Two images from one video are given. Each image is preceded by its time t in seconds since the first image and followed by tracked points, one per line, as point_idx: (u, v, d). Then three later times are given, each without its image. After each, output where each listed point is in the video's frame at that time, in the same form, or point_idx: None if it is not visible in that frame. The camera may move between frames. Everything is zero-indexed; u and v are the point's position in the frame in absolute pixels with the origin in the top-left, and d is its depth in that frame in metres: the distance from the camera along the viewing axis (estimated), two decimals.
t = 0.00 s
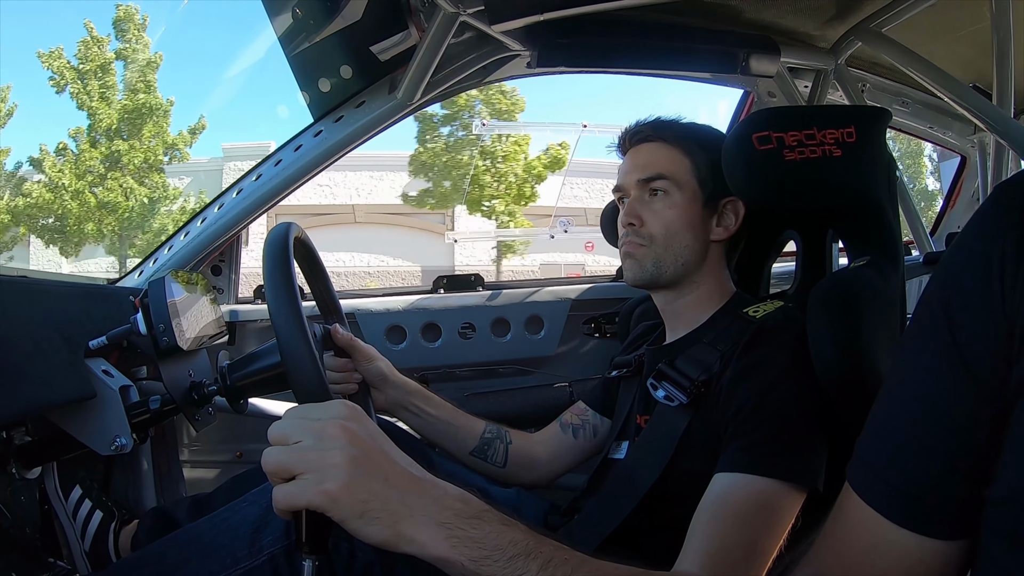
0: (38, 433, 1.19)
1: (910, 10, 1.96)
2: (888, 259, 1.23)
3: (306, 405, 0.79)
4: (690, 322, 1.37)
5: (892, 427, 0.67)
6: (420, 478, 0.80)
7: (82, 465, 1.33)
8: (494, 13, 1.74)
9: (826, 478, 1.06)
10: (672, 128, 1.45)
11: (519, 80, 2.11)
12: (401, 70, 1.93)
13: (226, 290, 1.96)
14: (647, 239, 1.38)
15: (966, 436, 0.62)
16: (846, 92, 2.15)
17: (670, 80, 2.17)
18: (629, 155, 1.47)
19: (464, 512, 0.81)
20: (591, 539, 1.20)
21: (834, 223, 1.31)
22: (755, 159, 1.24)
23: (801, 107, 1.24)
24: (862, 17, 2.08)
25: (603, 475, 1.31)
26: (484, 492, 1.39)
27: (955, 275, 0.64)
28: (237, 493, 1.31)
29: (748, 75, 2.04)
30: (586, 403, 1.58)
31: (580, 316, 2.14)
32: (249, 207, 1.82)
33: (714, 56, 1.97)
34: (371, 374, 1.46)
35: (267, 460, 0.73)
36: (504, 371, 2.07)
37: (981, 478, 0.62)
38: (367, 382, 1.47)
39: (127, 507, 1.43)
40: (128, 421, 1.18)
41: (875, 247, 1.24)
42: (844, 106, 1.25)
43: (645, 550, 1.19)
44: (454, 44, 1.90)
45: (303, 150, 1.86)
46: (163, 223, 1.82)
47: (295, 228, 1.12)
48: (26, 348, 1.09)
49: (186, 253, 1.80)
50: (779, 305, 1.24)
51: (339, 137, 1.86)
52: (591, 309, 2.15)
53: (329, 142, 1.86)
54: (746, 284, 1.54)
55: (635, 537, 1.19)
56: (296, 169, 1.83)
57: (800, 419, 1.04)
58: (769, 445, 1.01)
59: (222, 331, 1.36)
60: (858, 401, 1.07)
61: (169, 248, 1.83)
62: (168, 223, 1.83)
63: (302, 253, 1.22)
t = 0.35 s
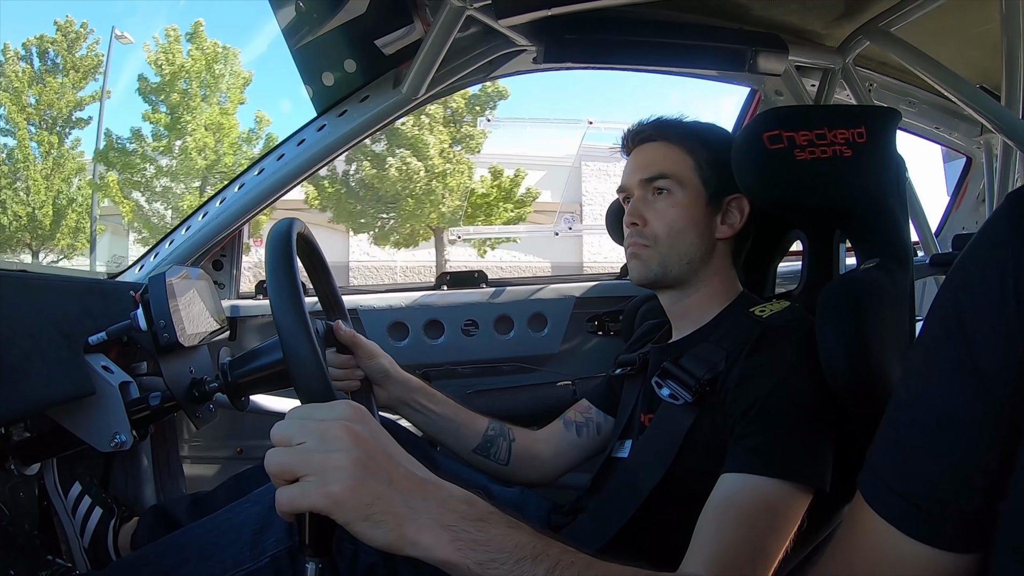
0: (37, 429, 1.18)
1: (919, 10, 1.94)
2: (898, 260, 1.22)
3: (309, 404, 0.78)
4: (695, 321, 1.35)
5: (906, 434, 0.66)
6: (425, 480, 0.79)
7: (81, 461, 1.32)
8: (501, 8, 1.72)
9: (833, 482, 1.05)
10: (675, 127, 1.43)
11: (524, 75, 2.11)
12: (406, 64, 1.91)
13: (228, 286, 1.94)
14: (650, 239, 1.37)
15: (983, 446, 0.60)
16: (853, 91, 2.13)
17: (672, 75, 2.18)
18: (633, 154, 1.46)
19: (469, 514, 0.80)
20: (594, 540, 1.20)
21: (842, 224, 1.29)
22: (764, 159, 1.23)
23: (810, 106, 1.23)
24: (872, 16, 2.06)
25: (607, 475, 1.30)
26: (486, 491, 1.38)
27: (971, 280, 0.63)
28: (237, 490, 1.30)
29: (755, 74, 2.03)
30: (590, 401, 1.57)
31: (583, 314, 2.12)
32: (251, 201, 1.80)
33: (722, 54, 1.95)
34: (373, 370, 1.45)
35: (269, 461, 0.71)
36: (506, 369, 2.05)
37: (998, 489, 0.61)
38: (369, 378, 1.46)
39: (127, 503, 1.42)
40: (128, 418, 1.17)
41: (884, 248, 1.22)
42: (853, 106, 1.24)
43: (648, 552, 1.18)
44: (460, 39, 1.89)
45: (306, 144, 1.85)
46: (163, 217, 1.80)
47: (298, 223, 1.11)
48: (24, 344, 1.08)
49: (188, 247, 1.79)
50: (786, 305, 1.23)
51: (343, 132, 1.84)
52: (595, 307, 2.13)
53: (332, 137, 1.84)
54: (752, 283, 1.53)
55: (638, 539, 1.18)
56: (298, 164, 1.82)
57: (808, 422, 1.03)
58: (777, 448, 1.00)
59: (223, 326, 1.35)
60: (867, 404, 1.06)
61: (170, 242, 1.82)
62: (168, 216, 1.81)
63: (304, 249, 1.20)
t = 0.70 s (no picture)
0: (41, 427, 1.19)
1: (924, 12, 1.94)
2: (899, 264, 1.22)
3: (313, 407, 0.78)
4: (697, 322, 1.36)
5: (904, 445, 0.66)
6: (427, 483, 0.80)
7: (84, 456, 1.33)
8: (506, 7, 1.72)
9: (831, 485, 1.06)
10: (679, 126, 1.43)
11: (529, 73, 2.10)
12: (409, 61, 1.90)
13: (230, 281, 1.95)
14: (652, 239, 1.37)
15: (981, 458, 0.61)
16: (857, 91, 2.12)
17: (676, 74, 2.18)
18: (637, 154, 1.46)
19: (470, 516, 0.81)
20: (592, 540, 1.21)
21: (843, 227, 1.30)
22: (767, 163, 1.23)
23: (814, 110, 1.23)
24: (878, 17, 2.05)
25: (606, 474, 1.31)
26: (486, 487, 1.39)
27: (969, 294, 0.64)
28: (239, 486, 1.31)
29: (760, 73, 2.03)
30: (590, 396, 1.57)
31: (585, 311, 2.13)
32: (254, 198, 1.80)
33: (727, 54, 1.95)
34: (374, 365, 1.47)
35: (272, 464, 0.72)
36: (508, 365, 2.06)
37: (995, 502, 0.61)
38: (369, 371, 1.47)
39: (130, 498, 1.43)
40: (131, 416, 1.16)
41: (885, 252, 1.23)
42: (856, 110, 1.23)
43: (647, 553, 1.19)
44: (464, 37, 1.88)
45: (309, 140, 1.85)
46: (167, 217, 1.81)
47: (300, 223, 1.11)
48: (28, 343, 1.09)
49: (192, 242, 1.79)
50: (787, 307, 1.23)
51: (346, 128, 1.84)
52: (597, 304, 2.14)
53: (335, 134, 1.84)
54: (754, 282, 1.52)
55: (637, 538, 1.19)
56: (301, 160, 1.82)
57: (808, 426, 1.03)
58: (777, 452, 1.00)
59: (225, 324, 1.35)
60: (867, 409, 1.06)
61: (174, 237, 1.82)
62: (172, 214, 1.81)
63: (307, 248, 1.20)
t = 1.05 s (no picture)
0: (46, 412, 1.21)
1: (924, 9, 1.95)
2: (896, 256, 1.24)
3: (318, 387, 0.80)
4: (696, 314, 1.37)
5: (898, 423, 0.68)
6: (430, 463, 0.82)
7: (88, 444, 1.34)
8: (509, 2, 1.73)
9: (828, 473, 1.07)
10: (679, 120, 1.44)
11: (532, 67, 2.12)
12: (414, 55, 1.92)
13: (234, 272, 1.97)
14: (648, 232, 1.40)
15: (974, 435, 0.62)
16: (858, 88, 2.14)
17: (677, 72, 2.19)
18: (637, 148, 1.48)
19: (472, 496, 0.82)
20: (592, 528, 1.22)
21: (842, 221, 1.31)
22: (766, 154, 1.24)
23: (813, 103, 1.24)
24: (877, 14, 2.06)
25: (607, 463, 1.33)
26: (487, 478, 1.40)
27: (962, 274, 0.65)
28: (243, 473, 1.32)
29: (761, 69, 2.05)
30: (591, 390, 1.59)
31: (587, 305, 2.14)
32: (259, 190, 1.82)
33: (729, 49, 1.96)
34: (378, 356, 1.48)
35: (279, 440, 0.74)
36: (510, 358, 2.08)
37: (986, 478, 0.62)
38: (374, 363, 1.48)
39: (133, 485, 1.44)
40: (137, 400, 1.18)
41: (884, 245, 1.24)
42: (855, 103, 1.25)
43: (646, 540, 1.20)
44: (468, 31, 1.89)
45: (314, 133, 1.86)
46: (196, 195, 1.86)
47: (306, 212, 1.12)
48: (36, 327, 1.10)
49: (196, 234, 1.81)
50: (785, 298, 1.25)
51: (351, 122, 1.85)
52: (598, 298, 2.15)
53: (340, 127, 1.85)
54: (755, 276, 1.53)
55: (635, 525, 1.20)
56: (305, 154, 1.83)
57: (805, 413, 1.04)
58: (775, 438, 1.02)
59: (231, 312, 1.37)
60: (864, 397, 1.08)
61: (179, 229, 1.83)
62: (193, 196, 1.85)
63: (312, 238, 1.22)
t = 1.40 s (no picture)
0: (47, 411, 1.22)
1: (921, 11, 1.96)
2: (892, 256, 1.24)
3: (315, 384, 0.81)
4: (690, 315, 1.39)
5: (886, 420, 0.68)
6: (425, 460, 0.83)
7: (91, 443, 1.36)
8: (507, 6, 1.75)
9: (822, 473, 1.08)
10: (680, 118, 1.45)
11: (531, 70, 2.13)
12: (414, 59, 1.94)
13: (237, 274, 1.99)
14: (648, 229, 1.40)
15: (959, 430, 0.63)
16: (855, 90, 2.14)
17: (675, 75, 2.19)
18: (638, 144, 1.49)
19: (467, 493, 0.83)
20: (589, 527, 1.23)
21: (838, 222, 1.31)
22: (762, 155, 1.25)
23: (808, 104, 1.25)
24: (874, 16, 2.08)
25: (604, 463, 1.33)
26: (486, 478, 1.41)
27: (949, 271, 0.66)
28: (243, 472, 1.34)
29: (759, 71, 2.06)
30: (590, 391, 1.59)
31: (587, 307, 2.15)
32: (260, 192, 1.84)
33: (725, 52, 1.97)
34: (378, 356, 1.49)
35: (275, 436, 0.75)
36: (510, 360, 2.09)
37: (971, 473, 0.63)
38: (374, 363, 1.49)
39: (135, 484, 1.46)
40: (138, 398, 1.20)
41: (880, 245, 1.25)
42: (850, 104, 1.26)
43: (643, 540, 1.20)
44: (467, 35, 1.91)
45: (315, 136, 1.88)
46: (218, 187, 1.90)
47: (306, 213, 1.13)
48: (39, 326, 1.12)
49: (197, 235, 1.83)
50: (782, 298, 1.26)
51: (351, 124, 1.87)
52: (598, 300, 2.16)
53: (341, 129, 1.87)
54: (753, 276, 1.54)
55: (632, 524, 1.21)
56: (306, 155, 1.85)
57: (799, 412, 1.05)
58: (769, 437, 1.02)
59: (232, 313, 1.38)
60: (858, 397, 1.08)
61: (181, 230, 1.85)
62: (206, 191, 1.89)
63: (312, 238, 1.23)
